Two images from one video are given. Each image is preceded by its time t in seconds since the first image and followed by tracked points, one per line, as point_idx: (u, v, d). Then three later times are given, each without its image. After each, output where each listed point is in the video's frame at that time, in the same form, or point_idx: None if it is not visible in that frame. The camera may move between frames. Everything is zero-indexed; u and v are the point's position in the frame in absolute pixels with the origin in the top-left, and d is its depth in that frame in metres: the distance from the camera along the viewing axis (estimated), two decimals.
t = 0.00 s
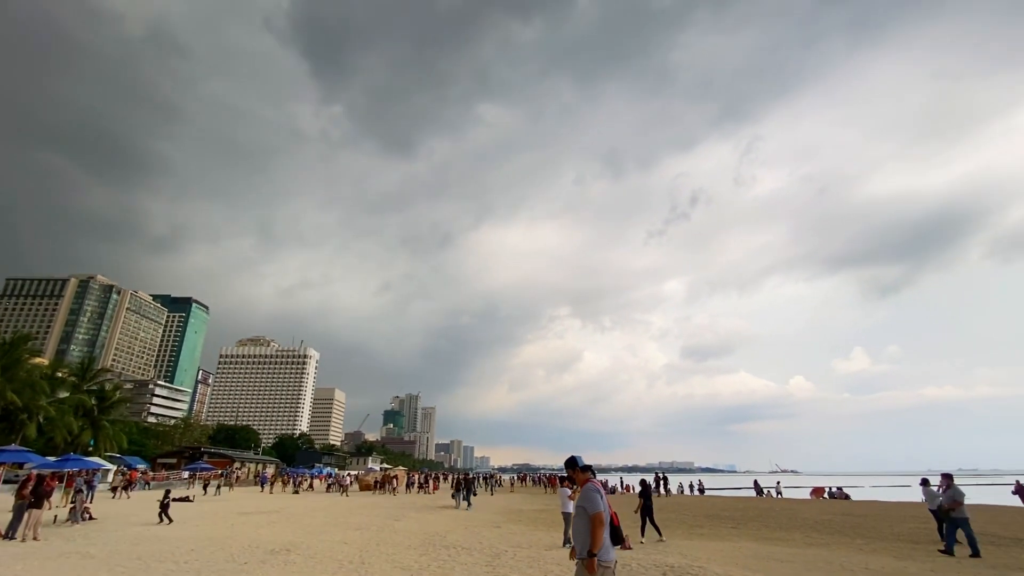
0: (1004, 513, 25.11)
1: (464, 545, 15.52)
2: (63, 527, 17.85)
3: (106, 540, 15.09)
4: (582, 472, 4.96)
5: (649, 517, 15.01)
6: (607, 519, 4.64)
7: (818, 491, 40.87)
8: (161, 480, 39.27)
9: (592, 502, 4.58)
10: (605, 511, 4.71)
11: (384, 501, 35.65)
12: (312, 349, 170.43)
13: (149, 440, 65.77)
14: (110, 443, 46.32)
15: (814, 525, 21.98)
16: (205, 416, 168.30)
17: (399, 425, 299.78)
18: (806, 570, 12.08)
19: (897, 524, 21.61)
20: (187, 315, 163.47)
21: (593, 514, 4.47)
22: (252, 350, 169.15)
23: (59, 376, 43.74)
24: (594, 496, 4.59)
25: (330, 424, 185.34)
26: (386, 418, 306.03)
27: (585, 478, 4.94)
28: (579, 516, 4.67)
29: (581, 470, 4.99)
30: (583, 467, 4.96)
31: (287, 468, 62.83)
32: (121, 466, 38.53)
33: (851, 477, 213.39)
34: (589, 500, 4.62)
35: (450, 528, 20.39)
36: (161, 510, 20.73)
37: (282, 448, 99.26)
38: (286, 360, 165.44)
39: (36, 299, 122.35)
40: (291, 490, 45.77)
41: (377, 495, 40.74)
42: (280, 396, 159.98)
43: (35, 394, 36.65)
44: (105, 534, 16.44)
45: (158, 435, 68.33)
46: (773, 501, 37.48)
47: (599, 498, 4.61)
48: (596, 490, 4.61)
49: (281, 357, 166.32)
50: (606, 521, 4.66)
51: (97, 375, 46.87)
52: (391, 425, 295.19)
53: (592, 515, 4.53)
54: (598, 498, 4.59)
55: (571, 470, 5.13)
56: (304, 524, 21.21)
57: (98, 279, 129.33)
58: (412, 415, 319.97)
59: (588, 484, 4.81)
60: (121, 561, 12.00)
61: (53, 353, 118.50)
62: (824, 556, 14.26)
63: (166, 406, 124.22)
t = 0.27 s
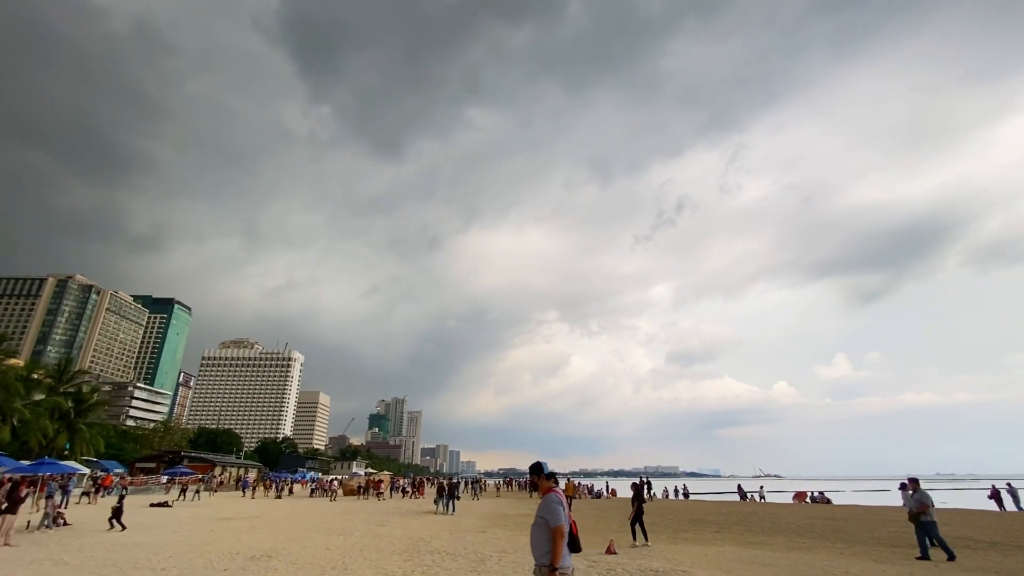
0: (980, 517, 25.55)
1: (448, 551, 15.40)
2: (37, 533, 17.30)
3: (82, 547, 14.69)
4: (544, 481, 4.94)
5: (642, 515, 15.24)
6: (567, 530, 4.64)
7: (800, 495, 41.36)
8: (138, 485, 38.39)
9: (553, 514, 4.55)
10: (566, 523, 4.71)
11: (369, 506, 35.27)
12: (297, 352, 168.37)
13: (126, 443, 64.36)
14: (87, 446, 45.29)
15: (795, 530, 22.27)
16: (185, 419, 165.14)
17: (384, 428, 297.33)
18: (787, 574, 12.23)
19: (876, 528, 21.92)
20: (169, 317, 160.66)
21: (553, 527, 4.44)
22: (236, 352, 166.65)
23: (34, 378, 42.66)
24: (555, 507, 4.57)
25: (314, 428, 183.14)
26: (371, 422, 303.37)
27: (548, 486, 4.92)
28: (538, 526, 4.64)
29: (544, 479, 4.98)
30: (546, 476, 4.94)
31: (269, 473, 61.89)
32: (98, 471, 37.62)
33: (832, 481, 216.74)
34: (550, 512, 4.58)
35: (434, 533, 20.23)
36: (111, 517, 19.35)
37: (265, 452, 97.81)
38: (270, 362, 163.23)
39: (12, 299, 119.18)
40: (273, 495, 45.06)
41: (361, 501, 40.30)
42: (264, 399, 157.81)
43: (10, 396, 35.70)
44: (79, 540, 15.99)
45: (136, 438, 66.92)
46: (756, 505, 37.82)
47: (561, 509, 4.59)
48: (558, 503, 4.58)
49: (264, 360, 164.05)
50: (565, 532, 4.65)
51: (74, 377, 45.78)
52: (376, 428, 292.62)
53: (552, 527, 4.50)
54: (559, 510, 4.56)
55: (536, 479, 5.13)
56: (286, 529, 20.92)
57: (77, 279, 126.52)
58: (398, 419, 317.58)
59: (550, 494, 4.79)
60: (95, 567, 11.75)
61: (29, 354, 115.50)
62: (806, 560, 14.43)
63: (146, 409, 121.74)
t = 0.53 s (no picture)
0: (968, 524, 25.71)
1: (439, 560, 15.29)
2: (21, 543, 16.92)
3: (66, 557, 14.43)
4: (513, 486, 4.99)
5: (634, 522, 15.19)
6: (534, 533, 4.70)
7: (791, 503, 41.48)
8: (122, 494, 37.69)
9: (521, 518, 4.61)
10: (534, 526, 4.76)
11: (358, 514, 34.90)
12: (287, 359, 166.82)
13: (112, 451, 63.30)
14: (72, 454, 44.48)
15: (786, 538, 22.34)
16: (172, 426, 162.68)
17: (374, 436, 294.74)
18: None
19: (865, 536, 21.97)
20: (158, 322, 158.83)
21: (521, 532, 4.49)
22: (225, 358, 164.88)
23: (18, 384, 41.88)
24: (523, 512, 4.63)
25: (304, 435, 181.21)
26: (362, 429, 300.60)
27: (517, 490, 4.97)
28: (507, 532, 4.69)
29: (514, 484, 5.04)
30: (515, 480, 4.99)
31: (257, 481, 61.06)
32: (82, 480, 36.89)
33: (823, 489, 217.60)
34: (518, 516, 4.64)
35: (424, 542, 20.06)
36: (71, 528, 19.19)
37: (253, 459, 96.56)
38: (260, 369, 161.68)
39: None
40: (262, 503, 44.44)
41: (350, 509, 39.84)
42: (253, 406, 156.16)
43: None
44: (64, 551, 15.68)
45: (122, 446, 65.87)
46: (747, 513, 37.81)
47: (529, 514, 4.65)
48: (525, 508, 4.65)
49: (254, 366, 162.37)
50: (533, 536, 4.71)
51: (60, 384, 45.12)
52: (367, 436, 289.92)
53: (521, 532, 4.55)
54: (527, 515, 4.62)
55: (506, 483, 5.20)
56: (275, 539, 20.65)
57: (63, 283, 124.75)
58: (389, 426, 315.12)
59: (520, 499, 4.84)
60: None
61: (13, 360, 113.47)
62: (797, 568, 14.43)
63: (132, 416, 119.92)
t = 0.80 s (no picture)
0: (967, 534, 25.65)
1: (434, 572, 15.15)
2: (10, 558, 16.56)
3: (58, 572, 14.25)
4: (488, 499, 5.03)
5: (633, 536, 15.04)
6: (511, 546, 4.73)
7: (790, 513, 41.32)
8: (115, 507, 37.23)
9: (497, 531, 4.63)
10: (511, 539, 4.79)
11: (355, 527, 34.55)
12: (283, 369, 165.87)
13: (105, 463, 62.62)
14: (64, 466, 43.95)
15: (785, 549, 22.24)
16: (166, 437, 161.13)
17: (371, 446, 292.47)
18: None
19: (865, 546, 21.88)
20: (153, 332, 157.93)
21: (497, 545, 4.51)
22: (221, 369, 163.91)
23: (12, 395, 41.45)
24: (499, 525, 4.66)
25: (299, 446, 179.70)
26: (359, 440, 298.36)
27: (491, 504, 5.00)
28: (482, 545, 4.71)
29: (488, 497, 5.07)
30: (489, 494, 5.04)
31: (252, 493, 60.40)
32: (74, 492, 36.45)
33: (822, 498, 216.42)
34: (494, 529, 4.66)
35: (422, 555, 19.83)
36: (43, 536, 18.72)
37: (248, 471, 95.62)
38: (256, 379, 160.67)
39: None
40: (257, 515, 43.95)
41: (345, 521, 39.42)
42: (249, 416, 155.01)
43: None
44: (57, 565, 15.49)
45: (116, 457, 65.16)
46: (747, 524, 37.60)
47: (505, 527, 4.68)
48: (502, 521, 4.68)
49: (250, 377, 161.35)
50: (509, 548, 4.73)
51: (54, 394, 44.64)
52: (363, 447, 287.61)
53: (497, 545, 4.56)
54: (502, 528, 4.65)
55: (482, 497, 5.22)
56: (270, 552, 20.38)
57: (59, 293, 124.13)
58: (386, 437, 312.88)
59: (495, 513, 4.86)
60: None
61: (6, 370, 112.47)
62: None
63: (126, 427, 118.82)
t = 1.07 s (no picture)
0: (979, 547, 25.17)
1: None
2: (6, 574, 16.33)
3: None
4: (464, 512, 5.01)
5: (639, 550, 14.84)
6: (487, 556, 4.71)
7: (799, 526, 40.65)
8: (117, 523, 37.02)
9: (473, 544, 4.60)
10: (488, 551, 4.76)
11: (357, 542, 34.16)
12: (286, 383, 165.45)
13: (107, 479, 62.36)
14: (66, 482, 43.73)
15: (793, 562, 21.90)
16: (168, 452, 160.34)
17: (374, 461, 290.41)
18: None
19: (874, 560, 21.51)
20: (157, 347, 158.00)
21: (473, 559, 4.47)
22: (223, 383, 163.67)
23: (14, 411, 41.42)
24: (476, 538, 4.63)
25: (302, 460, 178.55)
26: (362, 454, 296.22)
27: (468, 518, 4.98)
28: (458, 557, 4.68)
29: (464, 510, 5.04)
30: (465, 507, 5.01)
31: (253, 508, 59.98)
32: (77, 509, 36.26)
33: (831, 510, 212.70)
34: (472, 542, 4.63)
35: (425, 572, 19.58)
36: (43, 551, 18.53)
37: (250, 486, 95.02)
38: (258, 394, 160.27)
39: None
40: (258, 531, 43.57)
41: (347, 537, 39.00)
42: (251, 431, 154.32)
43: None
44: None
45: (118, 473, 64.89)
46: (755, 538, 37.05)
47: (482, 540, 4.64)
48: (478, 533, 4.65)
49: (252, 391, 160.96)
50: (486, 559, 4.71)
51: (57, 410, 44.50)
52: (366, 461, 285.52)
53: (472, 559, 4.52)
54: (479, 541, 4.62)
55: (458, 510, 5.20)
56: (271, 569, 20.09)
57: (63, 308, 124.65)
58: (389, 451, 310.78)
59: (472, 525, 4.83)
60: None
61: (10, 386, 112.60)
62: None
63: (129, 442, 118.41)
